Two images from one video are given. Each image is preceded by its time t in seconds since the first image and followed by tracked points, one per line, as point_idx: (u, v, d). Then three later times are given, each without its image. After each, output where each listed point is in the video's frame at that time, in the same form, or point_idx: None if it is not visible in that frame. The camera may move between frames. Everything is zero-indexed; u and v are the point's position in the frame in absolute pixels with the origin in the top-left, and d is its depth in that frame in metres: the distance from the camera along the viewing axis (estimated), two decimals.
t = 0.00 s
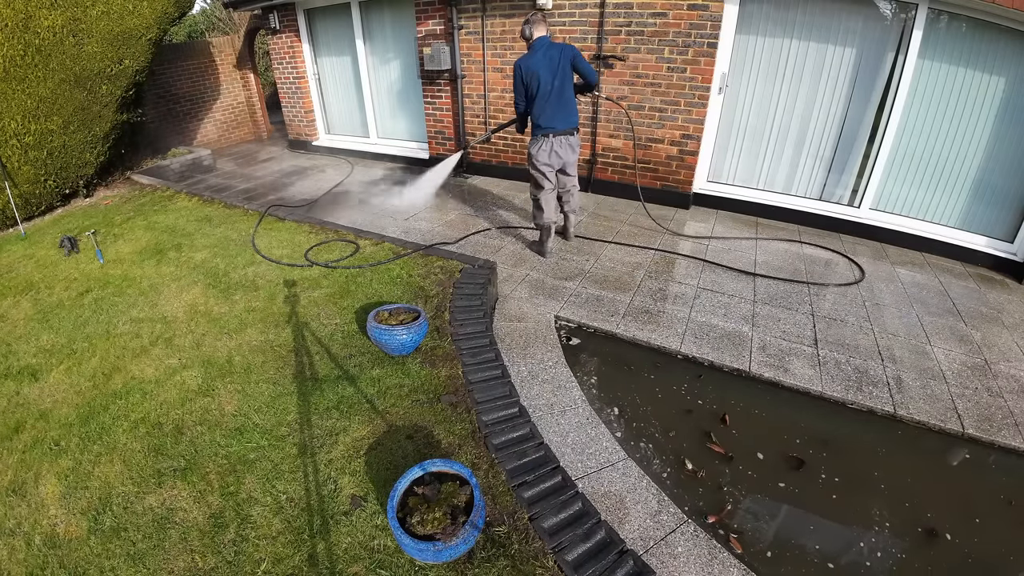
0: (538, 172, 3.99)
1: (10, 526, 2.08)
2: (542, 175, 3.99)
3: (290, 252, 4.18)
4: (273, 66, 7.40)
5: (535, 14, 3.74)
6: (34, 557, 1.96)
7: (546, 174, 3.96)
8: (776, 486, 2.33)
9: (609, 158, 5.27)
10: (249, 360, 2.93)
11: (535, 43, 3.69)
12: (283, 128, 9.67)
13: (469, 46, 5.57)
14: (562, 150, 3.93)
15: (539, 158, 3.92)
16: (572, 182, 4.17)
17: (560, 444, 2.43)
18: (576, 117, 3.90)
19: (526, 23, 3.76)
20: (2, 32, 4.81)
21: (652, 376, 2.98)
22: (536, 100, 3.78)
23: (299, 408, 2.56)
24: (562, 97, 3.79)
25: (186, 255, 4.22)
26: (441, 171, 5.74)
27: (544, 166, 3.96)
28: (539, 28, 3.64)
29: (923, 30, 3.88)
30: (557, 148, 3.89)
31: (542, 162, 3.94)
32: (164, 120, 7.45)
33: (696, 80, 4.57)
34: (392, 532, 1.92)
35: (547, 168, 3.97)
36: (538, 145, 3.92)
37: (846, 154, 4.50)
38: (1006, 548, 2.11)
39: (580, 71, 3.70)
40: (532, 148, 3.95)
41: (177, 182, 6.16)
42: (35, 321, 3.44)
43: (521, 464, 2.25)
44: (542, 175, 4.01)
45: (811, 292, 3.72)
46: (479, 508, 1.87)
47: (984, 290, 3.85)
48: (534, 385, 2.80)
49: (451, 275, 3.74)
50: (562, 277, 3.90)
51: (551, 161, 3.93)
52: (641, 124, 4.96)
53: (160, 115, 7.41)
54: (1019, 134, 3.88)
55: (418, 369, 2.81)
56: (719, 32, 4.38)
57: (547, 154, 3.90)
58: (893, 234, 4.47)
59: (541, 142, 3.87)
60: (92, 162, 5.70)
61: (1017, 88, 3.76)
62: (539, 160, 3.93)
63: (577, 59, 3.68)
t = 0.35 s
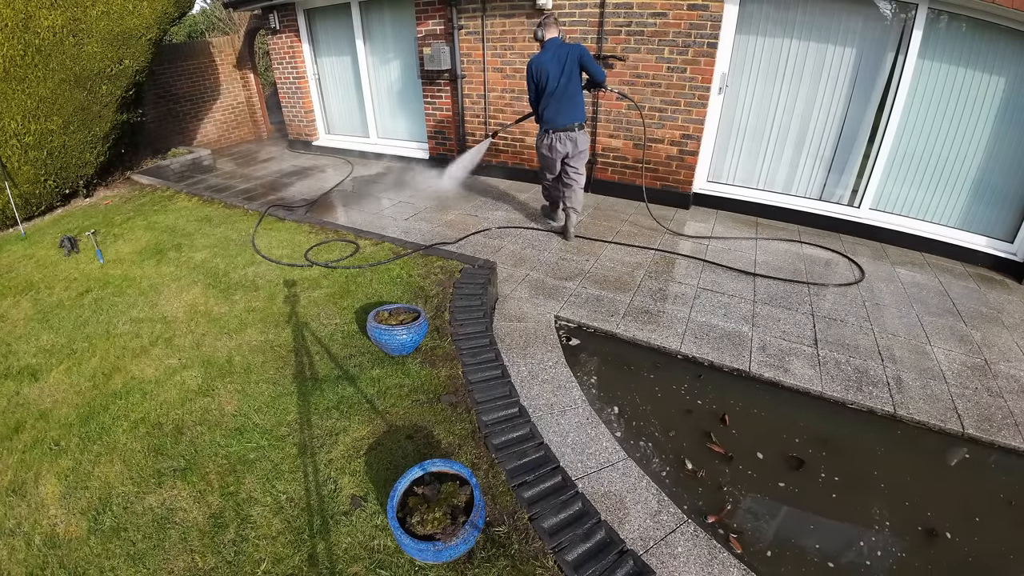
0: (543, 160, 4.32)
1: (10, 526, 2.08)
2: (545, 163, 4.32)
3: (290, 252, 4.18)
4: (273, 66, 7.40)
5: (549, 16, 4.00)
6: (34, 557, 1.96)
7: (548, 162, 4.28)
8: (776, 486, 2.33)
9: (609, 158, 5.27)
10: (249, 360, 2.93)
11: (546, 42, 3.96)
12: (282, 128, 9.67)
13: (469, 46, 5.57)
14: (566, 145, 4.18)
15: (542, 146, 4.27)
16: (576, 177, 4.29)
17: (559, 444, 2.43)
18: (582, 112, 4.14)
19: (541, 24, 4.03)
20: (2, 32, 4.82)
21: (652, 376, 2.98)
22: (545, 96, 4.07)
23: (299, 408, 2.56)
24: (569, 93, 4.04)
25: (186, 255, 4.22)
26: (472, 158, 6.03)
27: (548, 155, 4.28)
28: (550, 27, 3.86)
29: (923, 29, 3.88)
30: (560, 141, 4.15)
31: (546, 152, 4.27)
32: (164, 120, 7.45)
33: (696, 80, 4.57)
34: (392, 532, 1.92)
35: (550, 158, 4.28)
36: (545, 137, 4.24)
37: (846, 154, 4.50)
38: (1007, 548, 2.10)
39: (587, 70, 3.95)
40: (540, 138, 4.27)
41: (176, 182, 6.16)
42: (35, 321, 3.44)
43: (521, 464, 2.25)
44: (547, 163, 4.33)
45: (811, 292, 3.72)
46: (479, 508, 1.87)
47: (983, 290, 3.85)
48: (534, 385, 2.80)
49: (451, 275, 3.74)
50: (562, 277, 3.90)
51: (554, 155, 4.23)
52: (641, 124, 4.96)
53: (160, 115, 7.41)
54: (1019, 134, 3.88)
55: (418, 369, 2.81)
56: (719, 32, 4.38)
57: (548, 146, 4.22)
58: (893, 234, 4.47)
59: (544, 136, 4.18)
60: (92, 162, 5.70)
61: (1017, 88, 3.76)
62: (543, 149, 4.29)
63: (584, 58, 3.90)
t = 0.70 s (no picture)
0: (540, 152, 4.52)
1: (10, 526, 2.08)
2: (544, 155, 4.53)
3: (289, 252, 4.18)
4: (273, 66, 7.40)
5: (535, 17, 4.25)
6: (34, 557, 1.96)
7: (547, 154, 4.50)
8: (776, 485, 2.33)
9: (609, 158, 5.27)
10: (249, 360, 2.93)
11: (534, 41, 4.23)
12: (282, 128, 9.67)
13: (469, 46, 5.56)
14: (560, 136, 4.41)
15: (539, 140, 4.46)
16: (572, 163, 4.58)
17: (559, 444, 2.43)
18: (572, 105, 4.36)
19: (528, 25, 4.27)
20: (2, 32, 4.82)
21: (652, 376, 2.98)
22: (536, 91, 4.28)
23: (299, 408, 2.56)
24: (559, 89, 4.27)
25: (186, 255, 4.22)
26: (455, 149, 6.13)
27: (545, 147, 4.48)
28: (535, 26, 4.15)
29: (923, 29, 3.88)
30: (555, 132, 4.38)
31: (543, 144, 4.47)
32: (164, 120, 7.45)
33: (696, 80, 4.57)
34: (392, 532, 1.92)
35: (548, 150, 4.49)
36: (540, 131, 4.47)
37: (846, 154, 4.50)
38: (1007, 547, 2.11)
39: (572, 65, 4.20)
40: (535, 132, 4.45)
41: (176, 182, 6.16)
42: (35, 321, 3.44)
43: (521, 464, 2.25)
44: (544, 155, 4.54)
45: (811, 292, 3.72)
46: (479, 508, 1.88)
47: (983, 290, 3.85)
48: (534, 385, 2.80)
49: (451, 275, 3.74)
50: (562, 277, 3.90)
51: (551, 146, 4.46)
52: (641, 124, 4.96)
53: (160, 115, 7.41)
54: (1019, 134, 3.88)
55: (418, 369, 2.81)
56: (719, 32, 4.38)
57: (545, 139, 4.42)
58: (894, 234, 4.47)
59: (538, 128, 4.40)
60: (92, 162, 5.70)
61: (1017, 88, 3.76)
62: (540, 143, 4.48)
63: (570, 54, 4.16)
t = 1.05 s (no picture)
0: (541, 146, 4.52)
1: (10, 526, 2.08)
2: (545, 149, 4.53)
3: (290, 252, 4.18)
4: (273, 66, 7.40)
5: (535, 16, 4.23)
6: (34, 557, 1.96)
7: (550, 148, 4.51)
8: (776, 485, 2.33)
9: (610, 158, 5.27)
10: (249, 360, 2.93)
11: (533, 41, 4.23)
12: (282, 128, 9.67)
13: (469, 46, 5.56)
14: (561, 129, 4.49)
15: (542, 134, 4.46)
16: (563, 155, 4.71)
17: (560, 444, 2.43)
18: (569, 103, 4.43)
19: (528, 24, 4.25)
20: (2, 32, 4.81)
21: (652, 376, 2.98)
22: (536, 90, 4.31)
23: (299, 409, 2.56)
24: (558, 87, 4.31)
25: (187, 255, 4.22)
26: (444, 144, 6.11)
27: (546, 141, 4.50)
28: (536, 26, 4.14)
29: (923, 29, 3.88)
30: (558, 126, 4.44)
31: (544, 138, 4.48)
32: (164, 120, 7.45)
33: (696, 80, 4.57)
34: (392, 533, 1.92)
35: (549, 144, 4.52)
36: (539, 124, 4.46)
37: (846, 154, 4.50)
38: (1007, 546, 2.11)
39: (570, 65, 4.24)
40: (535, 126, 4.44)
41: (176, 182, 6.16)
42: (35, 321, 3.44)
43: (521, 464, 2.25)
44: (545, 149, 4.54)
45: (811, 292, 3.72)
46: (479, 508, 1.88)
47: (983, 290, 3.85)
48: (534, 385, 2.80)
49: (451, 275, 3.74)
50: (562, 277, 3.90)
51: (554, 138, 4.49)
52: (641, 124, 4.96)
53: (160, 115, 7.40)
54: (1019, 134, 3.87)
55: (418, 369, 2.81)
56: (719, 32, 4.38)
57: (549, 132, 4.43)
58: (894, 234, 4.47)
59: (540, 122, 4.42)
60: (92, 162, 5.70)
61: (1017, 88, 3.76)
62: (542, 137, 4.48)
63: (569, 55, 4.19)
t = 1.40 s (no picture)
0: (531, 142, 4.58)
1: (10, 526, 2.08)
2: (535, 145, 4.58)
3: (290, 252, 4.18)
4: (273, 66, 7.40)
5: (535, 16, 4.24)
6: (34, 557, 1.96)
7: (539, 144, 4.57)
8: (776, 485, 2.33)
9: (610, 158, 5.27)
10: (249, 360, 2.93)
11: (533, 39, 4.23)
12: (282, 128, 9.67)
13: (469, 45, 5.56)
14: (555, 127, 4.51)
15: (534, 130, 4.51)
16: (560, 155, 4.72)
17: (560, 444, 2.43)
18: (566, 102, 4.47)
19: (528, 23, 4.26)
20: (2, 32, 4.81)
21: (652, 376, 2.98)
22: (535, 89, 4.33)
23: (299, 409, 2.56)
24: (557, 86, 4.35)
25: (187, 255, 4.23)
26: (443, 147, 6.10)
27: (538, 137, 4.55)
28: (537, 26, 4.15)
29: (923, 29, 3.88)
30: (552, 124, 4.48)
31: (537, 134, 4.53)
32: (164, 120, 7.44)
33: (696, 80, 4.57)
34: (392, 532, 1.92)
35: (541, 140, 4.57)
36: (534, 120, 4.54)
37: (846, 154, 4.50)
38: (1007, 545, 2.11)
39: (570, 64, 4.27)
40: (529, 121, 4.48)
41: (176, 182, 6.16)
42: (35, 321, 3.44)
43: (521, 464, 2.25)
44: (536, 145, 4.59)
45: (811, 292, 3.72)
46: (479, 508, 1.88)
47: (983, 290, 3.85)
48: (534, 385, 2.80)
49: (451, 275, 3.75)
50: (562, 277, 3.90)
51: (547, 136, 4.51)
52: (641, 123, 4.96)
53: (160, 115, 7.40)
54: (1018, 134, 3.88)
55: (418, 369, 2.81)
56: (719, 32, 4.38)
57: (541, 129, 4.48)
58: (894, 233, 4.47)
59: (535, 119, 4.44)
60: (92, 162, 5.70)
61: (1017, 88, 3.76)
62: (535, 133, 4.53)
63: (569, 55, 4.23)
